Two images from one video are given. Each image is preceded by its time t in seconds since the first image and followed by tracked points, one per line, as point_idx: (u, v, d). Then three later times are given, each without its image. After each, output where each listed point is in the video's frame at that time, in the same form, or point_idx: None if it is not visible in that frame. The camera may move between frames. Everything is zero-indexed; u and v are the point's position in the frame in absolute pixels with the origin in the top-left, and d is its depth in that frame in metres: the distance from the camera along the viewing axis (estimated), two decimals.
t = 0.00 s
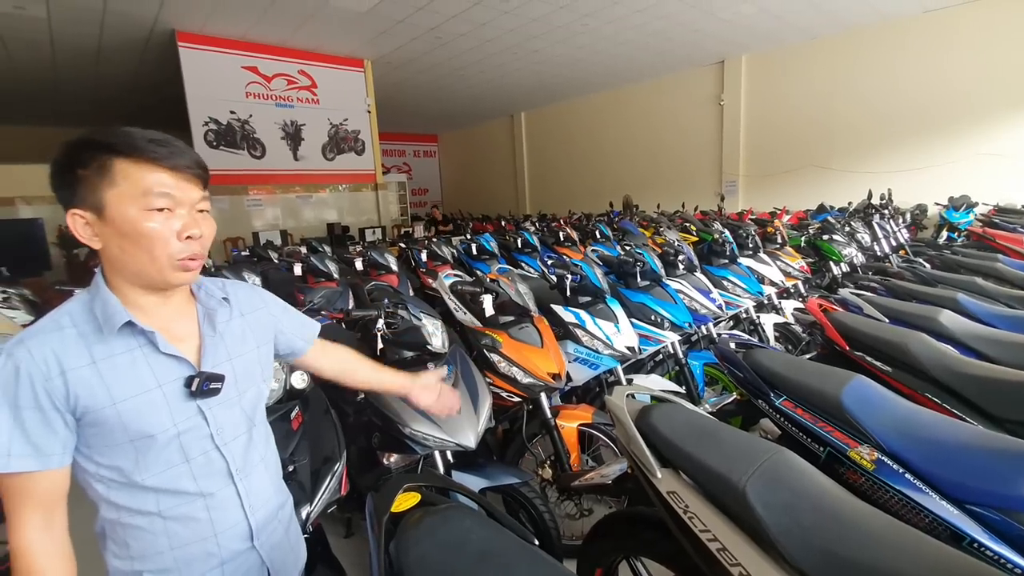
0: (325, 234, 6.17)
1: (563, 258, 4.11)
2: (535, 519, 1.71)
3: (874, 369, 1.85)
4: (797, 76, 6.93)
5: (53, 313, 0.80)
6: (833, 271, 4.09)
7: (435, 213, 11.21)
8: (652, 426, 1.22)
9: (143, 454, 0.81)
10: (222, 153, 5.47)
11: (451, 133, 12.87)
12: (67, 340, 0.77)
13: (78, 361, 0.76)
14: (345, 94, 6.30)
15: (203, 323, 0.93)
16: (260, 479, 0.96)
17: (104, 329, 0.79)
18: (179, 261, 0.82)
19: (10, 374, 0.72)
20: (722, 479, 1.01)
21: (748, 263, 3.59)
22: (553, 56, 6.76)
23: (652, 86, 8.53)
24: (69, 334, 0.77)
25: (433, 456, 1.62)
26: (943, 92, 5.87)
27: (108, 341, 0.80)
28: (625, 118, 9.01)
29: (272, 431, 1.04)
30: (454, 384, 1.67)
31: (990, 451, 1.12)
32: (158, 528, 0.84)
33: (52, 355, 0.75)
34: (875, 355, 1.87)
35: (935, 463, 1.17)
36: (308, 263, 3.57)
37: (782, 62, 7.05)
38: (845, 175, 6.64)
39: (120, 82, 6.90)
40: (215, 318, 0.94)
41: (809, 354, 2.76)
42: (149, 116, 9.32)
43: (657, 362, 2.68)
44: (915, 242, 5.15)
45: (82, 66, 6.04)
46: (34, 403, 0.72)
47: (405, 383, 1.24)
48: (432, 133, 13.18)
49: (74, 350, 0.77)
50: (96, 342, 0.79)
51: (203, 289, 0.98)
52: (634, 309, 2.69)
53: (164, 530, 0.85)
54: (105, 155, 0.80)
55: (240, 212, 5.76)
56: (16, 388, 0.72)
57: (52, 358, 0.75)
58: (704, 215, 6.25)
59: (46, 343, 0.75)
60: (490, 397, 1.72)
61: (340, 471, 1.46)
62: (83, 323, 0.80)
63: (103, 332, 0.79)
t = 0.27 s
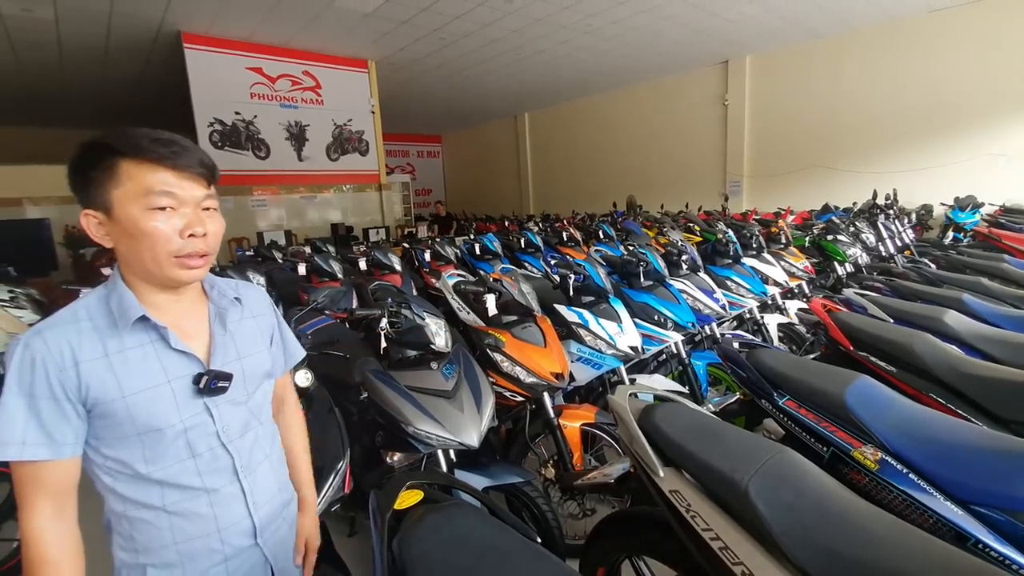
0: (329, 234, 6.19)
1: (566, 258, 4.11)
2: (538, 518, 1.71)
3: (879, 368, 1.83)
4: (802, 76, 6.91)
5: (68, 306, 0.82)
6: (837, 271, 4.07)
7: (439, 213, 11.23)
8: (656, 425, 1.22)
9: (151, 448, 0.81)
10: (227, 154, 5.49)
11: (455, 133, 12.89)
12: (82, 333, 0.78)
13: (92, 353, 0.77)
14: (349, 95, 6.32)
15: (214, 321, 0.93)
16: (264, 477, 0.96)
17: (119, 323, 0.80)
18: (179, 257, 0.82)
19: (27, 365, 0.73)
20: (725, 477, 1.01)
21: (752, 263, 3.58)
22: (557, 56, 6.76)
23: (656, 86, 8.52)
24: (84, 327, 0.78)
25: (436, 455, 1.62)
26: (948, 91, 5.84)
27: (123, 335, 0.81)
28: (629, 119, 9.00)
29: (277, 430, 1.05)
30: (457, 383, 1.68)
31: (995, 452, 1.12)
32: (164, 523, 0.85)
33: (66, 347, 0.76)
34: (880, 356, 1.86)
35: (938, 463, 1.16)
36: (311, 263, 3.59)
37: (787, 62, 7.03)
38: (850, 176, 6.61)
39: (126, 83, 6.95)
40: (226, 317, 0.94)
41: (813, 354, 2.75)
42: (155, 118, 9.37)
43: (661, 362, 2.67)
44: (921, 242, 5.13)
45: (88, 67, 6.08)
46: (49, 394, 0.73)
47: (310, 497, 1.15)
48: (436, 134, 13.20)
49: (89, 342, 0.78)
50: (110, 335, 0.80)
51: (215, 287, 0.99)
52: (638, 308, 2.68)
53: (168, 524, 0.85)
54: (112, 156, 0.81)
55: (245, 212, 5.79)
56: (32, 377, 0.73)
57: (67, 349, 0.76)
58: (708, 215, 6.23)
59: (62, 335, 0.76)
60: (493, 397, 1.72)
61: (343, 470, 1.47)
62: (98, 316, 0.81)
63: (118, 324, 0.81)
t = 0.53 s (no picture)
0: (332, 234, 6.21)
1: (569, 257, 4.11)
2: (540, 516, 1.71)
3: (883, 368, 1.83)
4: (806, 76, 6.89)
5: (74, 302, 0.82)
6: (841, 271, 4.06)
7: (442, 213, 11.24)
8: (658, 423, 1.21)
9: (153, 443, 0.82)
10: (230, 153, 5.51)
11: (458, 133, 12.90)
12: (87, 328, 0.78)
13: (97, 348, 0.78)
14: (352, 94, 6.34)
15: (217, 318, 0.94)
16: (264, 474, 0.97)
17: (124, 319, 0.81)
18: (192, 252, 0.83)
19: (34, 359, 0.74)
20: (727, 476, 1.01)
21: (755, 263, 3.57)
22: (560, 56, 6.76)
23: (659, 85, 8.51)
24: (90, 322, 0.79)
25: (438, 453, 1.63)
26: (953, 90, 5.81)
27: (127, 330, 0.81)
28: (632, 118, 8.99)
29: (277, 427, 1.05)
30: (460, 381, 1.68)
31: (1000, 452, 1.11)
32: (164, 518, 0.85)
33: (72, 341, 0.76)
34: (884, 355, 1.86)
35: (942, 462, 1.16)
36: (315, 262, 3.59)
37: (790, 62, 7.00)
38: (854, 175, 6.59)
39: (130, 83, 6.97)
40: (229, 314, 0.95)
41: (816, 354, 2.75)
42: (159, 118, 9.41)
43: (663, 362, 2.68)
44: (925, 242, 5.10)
45: (93, 67, 6.11)
46: (56, 388, 0.74)
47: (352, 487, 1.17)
48: (439, 134, 13.21)
49: (95, 337, 0.78)
50: (116, 330, 0.81)
51: (218, 285, 0.99)
52: (641, 308, 2.68)
53: (168, 519, 0.86)
54: (125, 152, 0.81)
55: (248, 212, 5.82)
56: (39, 371, 0.74)
57: (72, 344, 0.76)
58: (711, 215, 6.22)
59: (67, 330, 0.77)
60: (495, 395, 1.72)
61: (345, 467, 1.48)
62: (104, 312, 0.82)
63: (122, 320, 0.81)
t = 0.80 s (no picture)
0: (334, 233, 6.23)
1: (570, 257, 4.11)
2: (541, 515, 1.72)
3: (886, 369, 1.84)
4: (809, 75, 6.87)
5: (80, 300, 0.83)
6: (843, 270, 4.05)
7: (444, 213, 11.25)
8: (659, 422, 1.21)
9: (157, 440, 0.82)
10: (233, 153, 5.53)
11: (460, 133, 12.90)
12: (93, 325, 0.79)
13: (103, 346, 0.79)
14: (355, 94, 6.35)
15: (220, 316, 0.94)
16: (266, 472, 0.97)
17: (129, 316, 0.82)
18: (208, 249, 0.85)
19: (40, 355, 0.74)
20: (727, 476, 1.01)
21: (757, 263, 3.57)
22: (563, 55, 6.75)
23: (662, 85, 8.49)
24: (96, 319, 0.80)
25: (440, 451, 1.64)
26: (957, 90, 5.79)
27: (133, 327, 0.82)
28: (635, 117, 8.98)
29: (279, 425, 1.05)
30: (462, 380, 1.68)
31: (1002, 451, 1.11)
32: (166, 516, 0.86)
33: (79, 339, 0.77)
34: (887, 356, 1.86)
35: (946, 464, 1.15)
36: (317, 261, 3.61)
37: (793, 61, 6.99)
38: (857, 175, 6.57)
39: (134, 83, 6.99)
40: (232, 310, 0.96)
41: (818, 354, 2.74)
42: (162, 117, 9.43)
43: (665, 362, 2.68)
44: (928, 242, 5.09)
45: (96, 66, 6.13)
46: (63, 385, 0.75)
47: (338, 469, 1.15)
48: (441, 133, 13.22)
49: (100, 335, 0.79)
50: (122, 327, 0.81)
51: (221, 284, 1.00)
52: (643, 308, 2.68)
53: (171, 516, 0.86)
54: (138, 151, 0.82)
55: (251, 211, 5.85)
56: (45, 368, 0.74)
57: (79, 341, 0.77)
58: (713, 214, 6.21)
59: (74, 327, 0.78)
60: (497, 394, 1.72)
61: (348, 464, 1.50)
62: (109, 311, 0.82)
63: (128, 318, 0.82)
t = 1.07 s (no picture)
0: (336, 232, 6.25)
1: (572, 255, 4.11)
2: (542, 513, 1.71)
3: (888, 368, 1.83)
4: (812, 74, 6.85)
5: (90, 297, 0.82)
6: (845, 269, 4.04)
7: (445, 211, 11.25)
8: (660, 421, 1.22)
9: (168, 435, 0.82)
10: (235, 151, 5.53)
11: (462, 132, 12.90)
12: (106, 321, 0.79)
13: (118, 341, 0.79)
14: (356, 93, 6.35)
15: (227, 311, 0.94)
16: (271, 467, 0.98)
17: (142, 312, 0.82)
18: (228, 246, 0.87)
19: (55, 351, 0.74)
20: (729, 474, 1.01)
21: (759, 262, 3.57)
22: (565, 54, 6.74)
23: (664, 84, 8.48)
24: (108, 316, 0.80)
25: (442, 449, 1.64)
26: (960, 89, 5.77)
27: (147, 322, 0.82)
28: (636, 116, 8.97)
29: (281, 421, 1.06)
30: (463, 378, 1.69)
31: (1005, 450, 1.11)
32: (174, 512, 0.86)
33: (94, 334, 0.77)
34: (888, 355, 1.86)
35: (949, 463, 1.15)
36: (319, 260, 3.61)
37: (795, 59, 6.98)
38: (859, 174, 6.55)
39: (136, 82, 7.01)
40: (239, 306, 0.97)
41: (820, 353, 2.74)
42: (164, 116, 9.45)
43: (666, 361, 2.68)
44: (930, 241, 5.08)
45: (98, 65, 6.14)
46: (79, 381, 0.74)
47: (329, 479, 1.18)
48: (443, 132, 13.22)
49: (114, 330, 0.79)
50: (135, 323, 0.82)
51: (226, 281, 1.00)
52: (644, 307, 2.68)
53: (178, 513, 0.86)
54: (158, 148, 0.83)
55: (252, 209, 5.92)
56: (60, 365, 0.74)
57: (94, 338, 0.77)
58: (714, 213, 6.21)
59: (87, 323, 0.77)
60: (498, 392, 1.73)
61: (350, 462, 1.50)
62: (120, 307, 0.82)
63: (141, 313, 0.82)
